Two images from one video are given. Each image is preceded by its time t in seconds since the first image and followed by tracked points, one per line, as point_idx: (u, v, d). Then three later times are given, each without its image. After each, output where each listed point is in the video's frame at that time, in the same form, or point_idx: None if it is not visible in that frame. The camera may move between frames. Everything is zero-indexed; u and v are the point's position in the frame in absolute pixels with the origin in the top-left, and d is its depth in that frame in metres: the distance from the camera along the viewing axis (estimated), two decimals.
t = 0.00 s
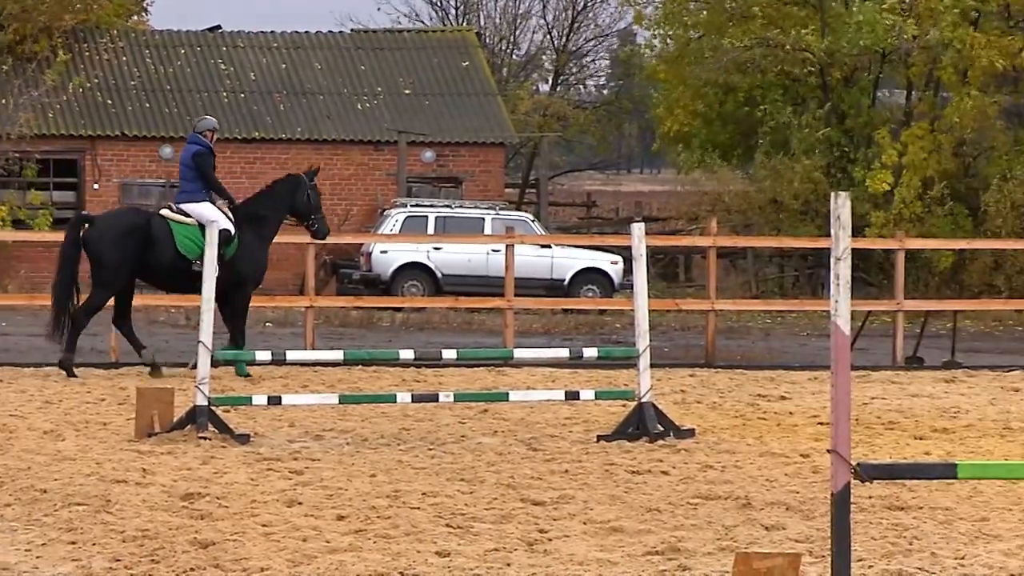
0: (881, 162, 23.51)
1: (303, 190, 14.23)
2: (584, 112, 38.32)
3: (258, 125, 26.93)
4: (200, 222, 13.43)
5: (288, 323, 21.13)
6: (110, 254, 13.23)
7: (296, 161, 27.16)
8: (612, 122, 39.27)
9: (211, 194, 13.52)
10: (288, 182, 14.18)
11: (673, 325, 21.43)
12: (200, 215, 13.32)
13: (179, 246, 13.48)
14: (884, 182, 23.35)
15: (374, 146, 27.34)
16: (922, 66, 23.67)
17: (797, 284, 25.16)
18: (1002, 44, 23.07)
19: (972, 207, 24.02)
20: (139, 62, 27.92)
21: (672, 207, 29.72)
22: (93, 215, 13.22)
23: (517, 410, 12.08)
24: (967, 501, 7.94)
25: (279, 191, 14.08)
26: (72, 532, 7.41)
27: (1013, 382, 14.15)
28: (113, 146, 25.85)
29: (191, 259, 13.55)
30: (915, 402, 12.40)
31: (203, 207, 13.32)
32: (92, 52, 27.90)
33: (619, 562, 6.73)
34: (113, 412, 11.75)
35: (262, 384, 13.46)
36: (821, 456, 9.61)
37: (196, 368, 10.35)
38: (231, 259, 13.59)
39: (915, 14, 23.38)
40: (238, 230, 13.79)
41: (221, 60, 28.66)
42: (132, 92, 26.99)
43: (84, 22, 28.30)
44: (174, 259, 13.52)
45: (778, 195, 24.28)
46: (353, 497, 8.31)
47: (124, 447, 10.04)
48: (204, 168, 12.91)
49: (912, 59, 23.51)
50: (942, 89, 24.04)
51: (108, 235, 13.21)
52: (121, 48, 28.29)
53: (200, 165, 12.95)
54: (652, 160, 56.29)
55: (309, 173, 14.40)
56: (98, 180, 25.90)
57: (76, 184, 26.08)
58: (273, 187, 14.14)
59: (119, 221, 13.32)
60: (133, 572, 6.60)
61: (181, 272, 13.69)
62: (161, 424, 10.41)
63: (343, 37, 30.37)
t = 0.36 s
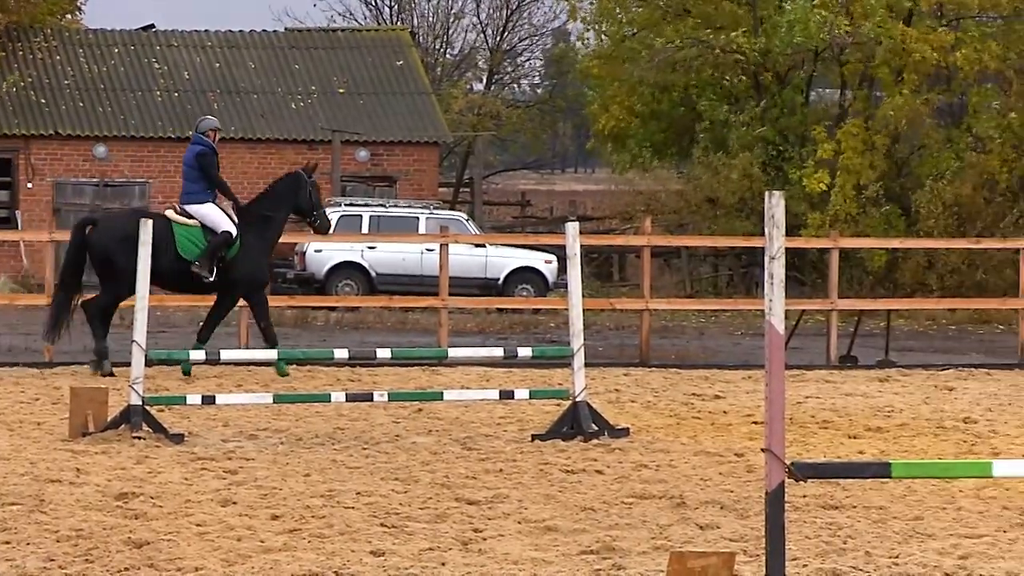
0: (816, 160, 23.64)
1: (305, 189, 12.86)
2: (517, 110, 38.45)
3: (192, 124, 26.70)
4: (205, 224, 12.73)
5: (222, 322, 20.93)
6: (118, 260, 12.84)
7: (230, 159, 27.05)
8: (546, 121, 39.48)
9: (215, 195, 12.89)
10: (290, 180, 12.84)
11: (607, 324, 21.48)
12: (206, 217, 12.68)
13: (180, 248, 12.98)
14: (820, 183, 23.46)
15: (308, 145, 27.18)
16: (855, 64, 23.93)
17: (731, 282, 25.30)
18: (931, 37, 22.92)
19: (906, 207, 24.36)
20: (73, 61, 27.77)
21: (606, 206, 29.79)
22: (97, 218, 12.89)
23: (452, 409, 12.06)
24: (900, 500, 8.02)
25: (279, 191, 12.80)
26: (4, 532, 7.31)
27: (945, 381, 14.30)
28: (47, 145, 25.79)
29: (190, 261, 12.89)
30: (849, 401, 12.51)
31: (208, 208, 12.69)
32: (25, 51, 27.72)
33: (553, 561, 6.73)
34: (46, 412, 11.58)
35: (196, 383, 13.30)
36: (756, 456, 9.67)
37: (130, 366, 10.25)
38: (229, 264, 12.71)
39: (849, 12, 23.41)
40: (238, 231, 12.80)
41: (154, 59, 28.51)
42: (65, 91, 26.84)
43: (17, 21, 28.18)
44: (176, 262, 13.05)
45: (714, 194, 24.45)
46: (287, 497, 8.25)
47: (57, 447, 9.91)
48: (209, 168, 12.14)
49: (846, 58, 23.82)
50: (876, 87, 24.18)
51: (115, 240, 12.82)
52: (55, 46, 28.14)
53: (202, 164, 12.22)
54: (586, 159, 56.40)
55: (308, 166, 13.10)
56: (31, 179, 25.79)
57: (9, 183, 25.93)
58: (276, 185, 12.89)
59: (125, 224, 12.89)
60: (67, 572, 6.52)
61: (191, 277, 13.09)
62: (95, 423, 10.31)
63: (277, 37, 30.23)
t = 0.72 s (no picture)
0: (764, 159, 23.75)
1: (326, 191, 13.40)
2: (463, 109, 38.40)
3: (138, 123, 26.59)
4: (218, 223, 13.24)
5: (169, 322, 20.78)
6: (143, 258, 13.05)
7: (177, 160, 26.67)
8: (492, 121, 39.11)
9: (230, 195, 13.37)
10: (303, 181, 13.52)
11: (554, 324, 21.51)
12: (217, 216, 13.15)
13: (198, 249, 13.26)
14: (770, 181, 23.57)
15: (254, 145, 27.02)
16: (802, 64, 23.74)
17: (678, 282, 25.47)
18: (875, 32, 23.31)
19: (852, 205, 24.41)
20: (19, 61, 27.67)
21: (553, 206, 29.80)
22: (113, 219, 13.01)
23: (399, 409, 12.04)
24: (847, 499, 8.09)
25: (293, 190, 13.45)
26: None
27: (891, 379, 14.43)
28: None
29: (206, 260, 13.27)
30: (795, 399, 12.60)
31: (220, 207, 13.15)
32: None
33: (498, 560, 6.73)
34: None
35: (142, 383, 13.16)
36: (703, 454, 9.72)
37: (76, 366, 10.14)
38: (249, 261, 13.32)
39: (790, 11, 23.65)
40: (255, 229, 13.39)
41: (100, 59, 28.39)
42: (11, 90, 26.78)
43: None
44: (193, 262, 13.30)
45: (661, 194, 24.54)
46: (233, 496, 8.21)
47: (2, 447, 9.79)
48: (228, 170, 12.65)
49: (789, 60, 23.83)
50: (823, 87, 24.42)
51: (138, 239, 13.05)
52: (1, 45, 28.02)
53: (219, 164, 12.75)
54: (532, 159, 56.37)
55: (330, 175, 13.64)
56: None
57: None
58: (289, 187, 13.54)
59: (140, 225, 13.14)
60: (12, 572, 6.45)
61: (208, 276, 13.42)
62: (42, 422, 10.20)
63: (224, 36, 30.09)
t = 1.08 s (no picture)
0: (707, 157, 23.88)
1: (324, 187, 13.97)
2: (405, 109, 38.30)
3: (80, 122, 26.53)
4: (235, 225, 13.70)
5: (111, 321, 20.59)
6: (149, 260, 13.37)
7: (119, 158, 26.57)
8: (433, 120, 38.58)
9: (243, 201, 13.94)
10: (309, 180, 13.99)
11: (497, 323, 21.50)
12: (235, 218, 13.65)
13: (214, 249, 13.66)
14: (712, 180, 23.67)
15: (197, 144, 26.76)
16: (743, 65, 23.98)
17: (621, 280, 25.44)
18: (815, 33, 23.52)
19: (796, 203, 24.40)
20: None
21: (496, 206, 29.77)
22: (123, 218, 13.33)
23: (342, 408, 12.00)
24: (789, 498, 8.16)
25: (301, 189, 13.94)
26: None
27: (833, 379, 14.54)
28: None
29: (225, 262, 13.67)
30: (737, 399, 12.69)
31: (237, 209, 13.67)
32: None
33: (440, 559, 6.74)
34: None
35: (84, 383, 13.02)
36: (645, 454, 9.77)
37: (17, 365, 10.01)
38: (265, 262, 13.76)
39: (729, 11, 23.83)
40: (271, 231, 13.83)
41: (42, 58, 28.29)
42: None
43: None
44: (207, 261, 13.69)
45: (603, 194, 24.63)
46: (176, 496, 8.15)
47: None
48: (238, 170, 13.46)
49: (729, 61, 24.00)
50: (764, 87, 24.67)
51: (143, 241, 13.34)
52: None
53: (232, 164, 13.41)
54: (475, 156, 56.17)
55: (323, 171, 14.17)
56: None
57: None
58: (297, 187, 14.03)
59: (150, 224, 13.44)
60: None
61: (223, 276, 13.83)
62: None
63: (166, 35, 29.97)
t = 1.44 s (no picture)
0: (644, 156, 24.00)
1: (313, 177, 13.88)
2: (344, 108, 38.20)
3: (20, 120, 26.51)
4: (239, 223, 13.56)
5: (48, 319, 20.40)
6: (157, 257, 13.58)
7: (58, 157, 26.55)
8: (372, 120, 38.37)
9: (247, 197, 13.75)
10: (300, 173, 13.92)
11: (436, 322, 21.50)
12: (240, 216, 13.45)
13: (221, 248, 13.61)
14: (649, 177, 23.77)
15: (136, 142, 26.71)
16: (681, 64, 24.05)
17: (560, 280, 25.60)
18: (750, 35, 23.57)
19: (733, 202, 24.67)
20: None
21: (435, 204, 29.78)
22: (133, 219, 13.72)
23: (282, 407, 11.95)
24: (728, 496, 8.24)
25: (294, 184, 13.86)
26: None
27: (771, 378, 14.67)
28: None
29: (229, 260, 13.58)
30: (676, 398, 12.79)
31: (242, 207, 13.45)
32: None
33: (380, 559, 6.73)
34: None
35: (22, 382, 12.86)
36: (584, 452, 9.81)
37: None
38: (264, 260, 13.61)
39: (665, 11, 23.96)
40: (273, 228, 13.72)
41: None
42: None
43: None
44: (215, 260, 13.68)
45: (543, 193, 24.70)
46: (115, 495, 8.09)
47: None
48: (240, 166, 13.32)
49: (667, 60, 24.16)
50: (701, 87, 24.80)
51: (148, 241, 13.58)
52: None
53: (233, 160, 13.31)
54: (414, 155, 56.15)
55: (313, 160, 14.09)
56: None
57: None
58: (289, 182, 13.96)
59: (159, 225, 13.68)
60: None
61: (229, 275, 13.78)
62: None
63: (106, 34, 29.97)
